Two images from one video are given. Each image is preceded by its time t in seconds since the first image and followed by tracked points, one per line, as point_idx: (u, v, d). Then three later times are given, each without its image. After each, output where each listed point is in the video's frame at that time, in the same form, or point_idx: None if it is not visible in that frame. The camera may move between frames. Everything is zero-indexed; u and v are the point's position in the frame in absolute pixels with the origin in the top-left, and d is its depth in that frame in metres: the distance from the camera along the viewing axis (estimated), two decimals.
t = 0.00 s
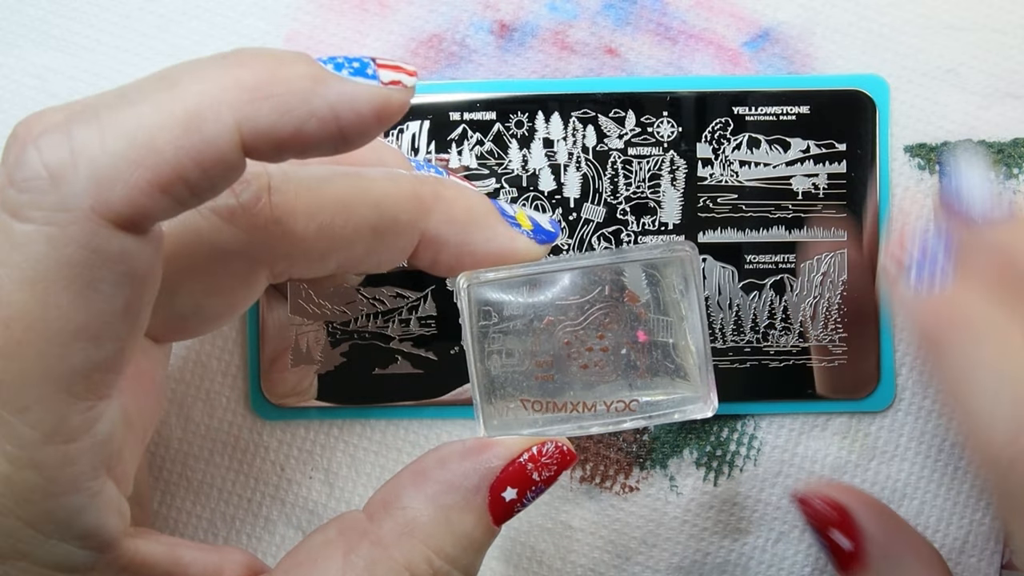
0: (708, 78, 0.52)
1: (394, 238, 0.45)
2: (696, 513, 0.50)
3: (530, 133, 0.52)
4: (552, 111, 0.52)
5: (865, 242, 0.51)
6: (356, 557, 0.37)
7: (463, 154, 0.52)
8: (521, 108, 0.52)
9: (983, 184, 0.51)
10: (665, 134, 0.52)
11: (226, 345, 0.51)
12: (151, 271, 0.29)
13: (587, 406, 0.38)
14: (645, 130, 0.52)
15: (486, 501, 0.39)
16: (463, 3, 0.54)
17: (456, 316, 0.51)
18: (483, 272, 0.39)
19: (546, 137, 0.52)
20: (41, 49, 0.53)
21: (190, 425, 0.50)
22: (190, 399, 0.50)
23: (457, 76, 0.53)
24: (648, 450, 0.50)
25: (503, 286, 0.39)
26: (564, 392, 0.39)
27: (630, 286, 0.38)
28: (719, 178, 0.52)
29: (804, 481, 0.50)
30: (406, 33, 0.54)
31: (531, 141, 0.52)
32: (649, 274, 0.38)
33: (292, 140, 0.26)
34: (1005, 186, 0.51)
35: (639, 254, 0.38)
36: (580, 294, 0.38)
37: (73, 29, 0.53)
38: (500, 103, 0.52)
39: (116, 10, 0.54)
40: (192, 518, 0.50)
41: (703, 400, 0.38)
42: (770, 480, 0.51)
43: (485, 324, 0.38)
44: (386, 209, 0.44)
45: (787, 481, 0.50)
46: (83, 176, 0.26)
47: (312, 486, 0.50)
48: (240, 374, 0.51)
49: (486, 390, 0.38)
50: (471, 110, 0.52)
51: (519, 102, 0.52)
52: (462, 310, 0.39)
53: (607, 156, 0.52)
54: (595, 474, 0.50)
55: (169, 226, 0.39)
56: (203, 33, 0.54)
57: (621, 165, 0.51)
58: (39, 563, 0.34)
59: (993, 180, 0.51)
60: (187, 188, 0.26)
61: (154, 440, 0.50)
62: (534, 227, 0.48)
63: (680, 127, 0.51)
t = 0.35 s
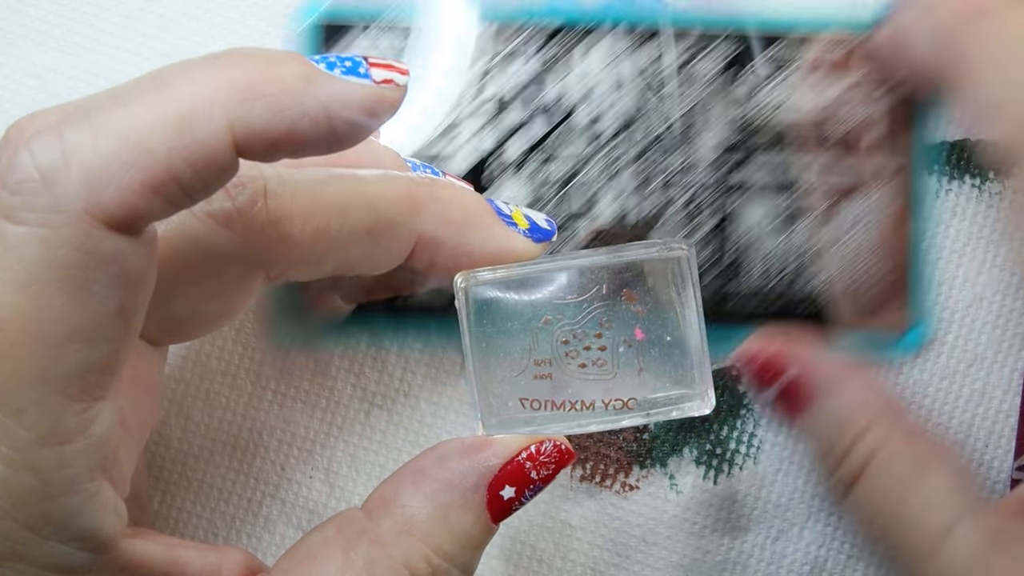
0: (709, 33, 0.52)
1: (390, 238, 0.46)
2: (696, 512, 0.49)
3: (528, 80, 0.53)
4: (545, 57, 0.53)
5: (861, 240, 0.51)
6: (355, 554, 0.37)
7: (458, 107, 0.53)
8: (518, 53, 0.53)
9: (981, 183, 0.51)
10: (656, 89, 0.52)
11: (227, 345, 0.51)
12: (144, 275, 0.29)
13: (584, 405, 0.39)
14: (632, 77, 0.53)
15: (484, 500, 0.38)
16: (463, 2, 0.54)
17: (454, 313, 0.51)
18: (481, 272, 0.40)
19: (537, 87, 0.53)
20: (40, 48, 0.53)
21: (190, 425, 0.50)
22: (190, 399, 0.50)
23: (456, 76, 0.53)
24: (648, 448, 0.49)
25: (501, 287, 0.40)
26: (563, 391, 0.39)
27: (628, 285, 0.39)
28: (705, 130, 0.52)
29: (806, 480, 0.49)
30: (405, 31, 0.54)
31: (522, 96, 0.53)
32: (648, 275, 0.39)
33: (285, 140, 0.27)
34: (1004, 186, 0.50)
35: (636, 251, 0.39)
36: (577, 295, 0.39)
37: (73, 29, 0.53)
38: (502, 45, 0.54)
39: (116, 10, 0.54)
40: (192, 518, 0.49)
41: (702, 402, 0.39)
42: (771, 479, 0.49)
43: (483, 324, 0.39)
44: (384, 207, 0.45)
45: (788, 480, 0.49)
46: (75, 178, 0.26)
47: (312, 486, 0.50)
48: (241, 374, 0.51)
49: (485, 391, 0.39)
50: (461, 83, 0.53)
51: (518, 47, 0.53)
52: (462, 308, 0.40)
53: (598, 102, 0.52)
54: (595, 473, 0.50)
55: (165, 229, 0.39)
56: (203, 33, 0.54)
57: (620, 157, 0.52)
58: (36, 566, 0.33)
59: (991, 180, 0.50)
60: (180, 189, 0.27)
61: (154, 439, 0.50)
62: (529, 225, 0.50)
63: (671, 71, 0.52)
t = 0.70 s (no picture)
0: (863, 6, 0.52)
1: (392, 250, 0.46)
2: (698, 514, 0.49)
3: (619, 41, 0.52)
4: (690, 22, 0.52)
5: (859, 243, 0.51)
6: (346, 564, 0.37)
7: (545, 67, 0.52)
8: (582, 11, 0.52)
9: (982, 182, 0.51)
10: (720, 52, 0.52)
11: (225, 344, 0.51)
12: (132, 279, 0.29)
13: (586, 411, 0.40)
14: (789, 44, 0.52)
15: (481, 511, 0.38)
16: (463, 3, 0.53)
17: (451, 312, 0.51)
18: (485, 278, 0.41)
19: (725, 53, 0.52)
20: (40, 47, 0.53)
21: (190, 425, 0.50)
22: (190, 399, 0.50)
23: (457, 76, 0.53)
24: (647, 449, 0.49)
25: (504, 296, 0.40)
26: (564, 396, 0.40)
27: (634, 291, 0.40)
28: (947, 92, 0.52)
29: (806, 481, 0.49)
30: (406, 33, 0.53)
31: (706, 62, 0.52)
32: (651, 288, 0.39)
33: (279, 146, 0.26)
34: (1002, 186, 0.51)
35: (642, 263, 0.39)
36: (581, 305, 0.40)
37: (73, 29, 0.53)
38: (555, 8, 0.52)
39: (116, 10, 0.54)
40: (191, 518, 0.48)
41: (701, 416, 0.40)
42: (772, 480, 0.49)
43: (487, 330, 0.40)
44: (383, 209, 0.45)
45: (790, 481, 0.49)
46: (63, 182, 0.26)
47: (313, 486, 0.49)
48: (240, 373, 0.50)
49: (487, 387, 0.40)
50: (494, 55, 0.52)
51: (599, 8, 0.52)
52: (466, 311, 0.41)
53: (784, 67, 0.52)
54: (595, 474, 0.49)
55: (162, 236, 0.39)
56: (203, 33, 0.53)
57: (639, 140, 0.52)
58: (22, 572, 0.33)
59: (991, 180, 0.51)
60: (169, 195, 0.27)
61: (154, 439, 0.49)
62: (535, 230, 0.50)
63: (869, 32, 0.52)
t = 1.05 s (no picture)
0: (863, 5, 0.51)
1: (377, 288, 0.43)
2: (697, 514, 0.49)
3: (619, 41, 0.52)
4: (690, 22, 0.52)
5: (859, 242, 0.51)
6: None
7: (545, 67, 0.52)
8: (582, 11, 0.52)
9: (982, 182, 0.51)
10: (720, 52, 0.52)
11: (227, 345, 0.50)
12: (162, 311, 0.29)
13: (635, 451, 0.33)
14: (789, 44, 0.52)
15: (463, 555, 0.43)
16: (464, 3, 0.53)
17: (454, 312, 0.50)
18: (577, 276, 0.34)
19: (725, 53, 0.52)
20: (40, 47, 0.53)
21: (190, 425, 0.50)
22: (190, 399, 0.50)
23: (457, 77, 0.53)
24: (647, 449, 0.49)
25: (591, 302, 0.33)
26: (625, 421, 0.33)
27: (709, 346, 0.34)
28: (947, 92, 0.52)
29: (806, 482, 0.49)
30: (406, 33, 0.53)
31: (706, 62, 0.52)
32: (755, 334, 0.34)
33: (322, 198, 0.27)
34: (1002, 186, 0.51)
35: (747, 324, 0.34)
36: (680, 338, 0.33)
37: (74, 29, 0.53)
38: (555, 8, 0.52)
39: (116, 10, 0.53)
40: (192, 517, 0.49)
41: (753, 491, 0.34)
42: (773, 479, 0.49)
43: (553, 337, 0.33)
44: (391, 217, 0.43)
45: (789, 481, 0.49)
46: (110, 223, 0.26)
47: (313, 486, 0.49)
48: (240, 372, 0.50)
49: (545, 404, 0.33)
50: (494, 56, 0.52)
51: (599, 8, 0.52)
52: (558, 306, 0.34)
53: (784, 67, 0.52)
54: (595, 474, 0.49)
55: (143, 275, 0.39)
56: (203, 33, 0.53)
57: (639, 140, 0.52)
58: None
59: (992, 179, 0.52)
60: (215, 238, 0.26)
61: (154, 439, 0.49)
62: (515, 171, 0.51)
63: (869, 34, 0.52)
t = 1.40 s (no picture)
0: (863, 5, 0.51)
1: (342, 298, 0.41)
2: (698, 513, 0.49)
3: (619, 41, 0.52)
4: (690, 22, 0.52)
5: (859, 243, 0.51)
6: None
7: (545, 67, 0.52)
8: (582, 11, 0.52)
9: (982, 182, 0.52)
10: (720, 52, 0.52)
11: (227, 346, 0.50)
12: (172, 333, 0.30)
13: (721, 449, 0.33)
14: (789, 45, 0.52)
15: None
16: (464, 3, 0.53)
17: (456, 312, 0.50)
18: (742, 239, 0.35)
19: (725, 53, 0.52)
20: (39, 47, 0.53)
21: (190, 426, 0.49)
22: (190, 400, 0.49)
23: (457, 77, 0.53)
24: (648, 449, 0.49)
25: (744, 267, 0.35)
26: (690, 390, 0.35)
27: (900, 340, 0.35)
28: (947, 92, 0.52)
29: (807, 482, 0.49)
30: (406, 33, 0.53)
31: (706, 62, 0.52)
32: (874, 323, 0.35)
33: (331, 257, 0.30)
34: (1002, 185, 0.52)
35: (876, 302, 0.35)
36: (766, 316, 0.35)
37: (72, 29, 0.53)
38: (555, 8, 0.52)
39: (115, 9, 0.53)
40: (192, 518, 0.49)
41: (868, 477, 0.35)
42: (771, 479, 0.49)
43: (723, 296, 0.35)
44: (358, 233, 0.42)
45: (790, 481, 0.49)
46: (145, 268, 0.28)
47: (313, 486, 0.49)
48: (240, 373, 0.50)
49: (671, 351, 0.35)
50: (494, 57, 0.52)
51: (598, 8, 0.52)
52: (698, 258, 0.36)
53: (784, 68, 0.52)
54: (595, 474, 0.49)
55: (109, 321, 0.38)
56: (202, 32, 0.53)
57: (639, 140, 0.52)
58: None
59: (992, 179, 0.52)
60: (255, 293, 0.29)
61: (154, 440, 0.49)
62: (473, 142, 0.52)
63: (869, 35, 0.52)
